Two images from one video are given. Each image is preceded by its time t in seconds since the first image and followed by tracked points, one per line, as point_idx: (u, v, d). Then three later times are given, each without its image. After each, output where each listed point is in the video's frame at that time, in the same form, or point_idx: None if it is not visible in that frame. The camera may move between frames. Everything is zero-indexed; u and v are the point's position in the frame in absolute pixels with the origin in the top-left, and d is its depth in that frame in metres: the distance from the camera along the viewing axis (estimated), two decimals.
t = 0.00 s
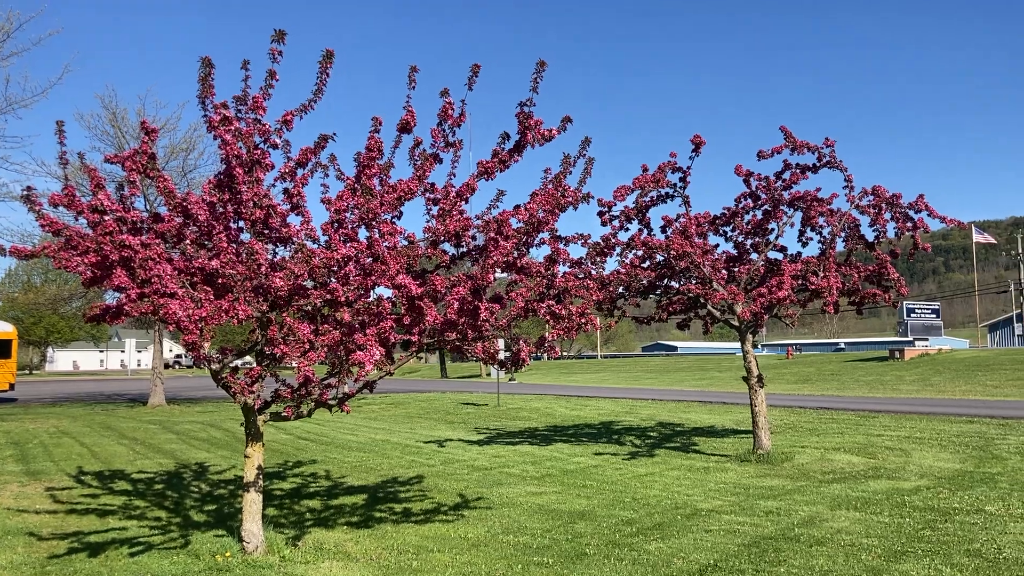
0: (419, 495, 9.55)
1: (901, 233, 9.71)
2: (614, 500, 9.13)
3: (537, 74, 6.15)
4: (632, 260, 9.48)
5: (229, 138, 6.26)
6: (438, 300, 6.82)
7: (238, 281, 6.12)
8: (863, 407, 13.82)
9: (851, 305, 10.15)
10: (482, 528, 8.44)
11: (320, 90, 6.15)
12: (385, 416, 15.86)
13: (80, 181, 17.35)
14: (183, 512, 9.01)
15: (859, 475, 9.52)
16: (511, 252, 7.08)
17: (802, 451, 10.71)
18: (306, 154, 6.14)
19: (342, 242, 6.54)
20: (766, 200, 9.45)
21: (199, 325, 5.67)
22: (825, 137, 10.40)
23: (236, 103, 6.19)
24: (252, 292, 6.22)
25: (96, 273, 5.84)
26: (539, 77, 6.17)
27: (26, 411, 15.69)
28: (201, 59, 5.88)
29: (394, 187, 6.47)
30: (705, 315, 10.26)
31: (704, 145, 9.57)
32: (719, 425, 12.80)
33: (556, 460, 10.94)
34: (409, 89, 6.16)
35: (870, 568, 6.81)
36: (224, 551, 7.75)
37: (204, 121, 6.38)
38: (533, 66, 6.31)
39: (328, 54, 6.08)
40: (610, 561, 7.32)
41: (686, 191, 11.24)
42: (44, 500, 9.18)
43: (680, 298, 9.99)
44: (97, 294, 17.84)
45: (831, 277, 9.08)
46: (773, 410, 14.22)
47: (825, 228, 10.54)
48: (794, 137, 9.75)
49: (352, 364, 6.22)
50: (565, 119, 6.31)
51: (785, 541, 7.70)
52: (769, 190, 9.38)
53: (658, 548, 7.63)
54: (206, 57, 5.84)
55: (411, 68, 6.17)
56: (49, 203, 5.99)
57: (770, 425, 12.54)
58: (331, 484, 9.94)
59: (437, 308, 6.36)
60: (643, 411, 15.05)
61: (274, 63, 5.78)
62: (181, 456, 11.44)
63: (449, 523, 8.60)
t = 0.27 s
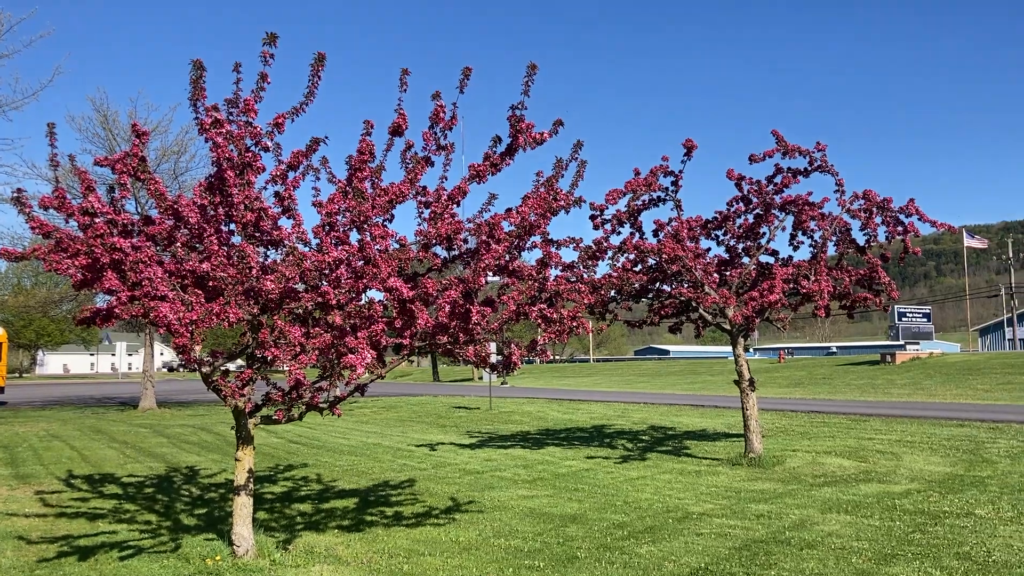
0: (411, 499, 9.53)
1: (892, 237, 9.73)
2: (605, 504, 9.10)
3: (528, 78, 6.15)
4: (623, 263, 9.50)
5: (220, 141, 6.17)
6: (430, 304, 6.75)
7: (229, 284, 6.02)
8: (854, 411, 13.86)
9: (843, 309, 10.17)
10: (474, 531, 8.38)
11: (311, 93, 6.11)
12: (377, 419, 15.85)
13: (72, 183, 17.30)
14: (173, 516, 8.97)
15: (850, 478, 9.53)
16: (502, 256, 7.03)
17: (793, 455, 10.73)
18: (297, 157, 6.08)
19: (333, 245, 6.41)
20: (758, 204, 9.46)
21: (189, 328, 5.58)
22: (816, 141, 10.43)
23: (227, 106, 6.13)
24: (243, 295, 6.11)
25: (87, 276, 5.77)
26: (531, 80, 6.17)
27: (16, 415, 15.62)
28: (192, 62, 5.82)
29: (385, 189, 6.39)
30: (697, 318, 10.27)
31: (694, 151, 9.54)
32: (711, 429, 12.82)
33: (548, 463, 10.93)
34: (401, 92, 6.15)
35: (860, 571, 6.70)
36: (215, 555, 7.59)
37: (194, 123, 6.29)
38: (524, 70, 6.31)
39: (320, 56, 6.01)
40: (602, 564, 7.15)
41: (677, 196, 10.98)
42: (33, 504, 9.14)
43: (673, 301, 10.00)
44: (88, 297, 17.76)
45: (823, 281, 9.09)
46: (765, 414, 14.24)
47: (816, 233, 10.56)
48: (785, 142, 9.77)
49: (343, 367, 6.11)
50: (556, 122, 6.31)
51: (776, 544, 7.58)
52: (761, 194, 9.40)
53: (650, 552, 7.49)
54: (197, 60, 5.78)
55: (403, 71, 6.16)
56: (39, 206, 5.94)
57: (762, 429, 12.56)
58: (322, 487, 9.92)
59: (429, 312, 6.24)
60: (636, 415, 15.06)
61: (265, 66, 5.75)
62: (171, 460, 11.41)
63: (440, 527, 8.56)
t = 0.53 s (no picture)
0: (405, 501, 9.53)
1: (885, 241, 9.77)
2: (599, 507, 9.11)
3: (523, 81, 6.17)
4: (618, 266, 9.51)
5: (214, 143, 6.13)
6: (425, 306, 6.73)
7: (224, 286, 6.01)
8: (847, 414, 13.91)
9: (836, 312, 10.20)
10: (468, 533, 8.36)
11: (307, 96, 6.11)
12: (371, 422, 15.85)
13: (65, 185, 17.28)
14: (167, 519, 8.95)
15: (843, 482, 9.56)
16: (497, 258, 7.01)
17: (786, 458, 10.75)
18: (292, 160, 6.08)
19: (328, 247, 6.39)
20: (752, 207, 9.49)
21: (183, 329, 5.54)
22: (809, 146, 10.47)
23: (223, 108, 6.14)
24: (238, 297, 6.08)
25: (81, 277, 5.76)
26: (526, 84, 6.19)
27: (8, 417, 15.57)
28: (187, 63, 5.83)
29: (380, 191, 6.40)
30: (691, 322, 10.29)
31: (688, 154, 9.56)
32: (705, 432, 12.85)
33: (542, 466, 10.95)
34: (396, 95, 6.16)
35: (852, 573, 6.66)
36: (209, 557, 7.56)
37: (189, 126, 6.27)
38: (519, 73, 6.33)
39: (315, 59, 6.02)
40: (595, 566, 7.11)
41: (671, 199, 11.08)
42: (26, 506, 9.12)
43: (666, 305, 10.02)
44: (81, 299, 17.72)
45: (816, 285, 9.12)
46: (758, 417, 14.27)
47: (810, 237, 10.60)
48: (779, 146, 9.81)
49: (337, 369, 6.11)
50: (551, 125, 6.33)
51: (769, 547, 7.55)
52: (754, 198, 9.43)
53: (643, 554, 7.47)
54: (192, 63, 5.78)
55: (398, 74, 6.18)
56: (32, 207, 5.93)
57: (756, 432, 12.59)
58: (316, 490, 9.92)
59: (423, 314, 6.25)
60: (629, 418, 15.08)
61: (261, 68, 5.75)
62: (164, 462, 11.39)
63: (434, 529, 8.55)
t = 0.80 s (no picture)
0: (399, 503, 9.53)
1: (880, 245, 9.80)
2: (594, 509, 9.11)
3: (519, 84, 6.18)
4: (613, 269, 9.52)
5: (210, 144, 6.11)
6: (421, 308, 6.69)
7: (219, 287, 5.98)
8: (842, 417, 13.92)
9: (831, 316, 10.22)
10: (462, 536, 8.35)
11: (303, 97, 6.11)
12: (366, 424, 15.84)
13: (60, 185, 17.25)
14: (161, 520, 8.94)
15: (838, 485, 9.57)
16: (492, 260, 6.98)
17: (781, 461, 10.77)
18: (288, 161, 6.08)
19: (324, 249, 6.38)
20: (748, 210, 9.51)
21: (178, 330, 5.54)
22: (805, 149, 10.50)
23: (219, 109, 6.12)
24: (233, 298, 6.05)
25: (76, 278, 5.74)
26: (522, 87, 6.20)
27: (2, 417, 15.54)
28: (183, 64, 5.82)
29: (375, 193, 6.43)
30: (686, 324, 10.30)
31: (685, 156, 9.58)
32: (700, 435, 12.86)
33: (536, 468, 10.95)
34: (392, 98, 6.17)
35: None
36: (203, 559, 7.54)
37: (185, 127, 6.26)
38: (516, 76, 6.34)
39: (311, 61, 6.02)
40: (589, 569, 7.11)
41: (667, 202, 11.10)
42: (19, 507, 9.09)
43: (662, 307, 10.03)
44: (76, 299, 17.66)
45: (811, 288, 9.12)
46: (753, 420, 14.29)
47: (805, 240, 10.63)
48: (775, 149, 9.82)
49: (332, 371, 6.11)
50: (547, 128, 6.34)
51: (763, 549, 7.56)
52: (750, 201, 9.45)
53: (637, 556, 7.47)
54: (189, 64, 5.77)
55: (394, 76, 6.18)
56: (27, 208, 5.90)
57: (750, 435, 12.61)
58: (310, 491, 9.91)
59: (419, 316, 6.23)
60: (624, 420, 15.09)
61: (257, 70, 5.75)
62: (159, 464, 11.38)
63: (429, 531, 8.54)
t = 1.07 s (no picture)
0: (394, 504, 9.53)
1: (875, 248, 9.82)
2: (588, 511, 9.11)
3: (515, 86, 6.18)
4: (609, 271, 9.54)
5: (206, 145, 6.09)
6: (416, 309, 6.68)
7: (215, 288, 5.96)
8: (837, 420, 13.95)
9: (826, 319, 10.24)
10: (457, 537, 8.34)
11: (300, 98, 6.11)
12: (361, 425, 15.83)
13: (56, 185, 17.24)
14: (155, 520, 8.92)
15: (832, 487, 9.58)
16: (488, 262, 6.97)
17: (776, 464, 10.78)
18: (285, 162, 6.08)
19: (320, 250, 6.37)
20: (743, 213, 9.53)
21: (173, 330, 5.53)
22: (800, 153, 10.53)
23: (215, 110, 6.12)
24: (229, 299, 6.05)
25: (71, 278, 5.72)
26: (518, 89, 6.21)
27: None
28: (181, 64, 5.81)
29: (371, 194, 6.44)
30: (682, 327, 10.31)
31: (681, 159, 9.59)
32: (695, 437, 12.88)
33: (531, 470, 10.95)
34: (389, 99, 6.17)
35: None
36: (197, 560, 7.53)
37: (182, 127, 6.24)
38: (512, 78, 6.34)
39: (310, 62, 6.02)
40: (584, 571, 7.11)
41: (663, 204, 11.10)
42: (13, 507, 9.07)
43: (657, 309, 10.05)
44: (71, 299, 17.62)
45: (806, 291, 9.13)
46: (748, 422, 14.30)
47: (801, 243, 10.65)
48: (771, 152, 9.84)
49: (328, 372, 6.12)
50: (543, 130, 6.35)
51: (758, 552, 7.56)
52: (745, 204, 9.47)
53: (632, 558, 7.48)
54: (186, 64, 5.77)
55: (391, 78, 6.19)
56: (23, 207, 5.88)
57: (745, 438, 12.63)
58: (305, 492, 9.90)
59: (415, 317, 6.23)
60: (620, 423, 15.10)
61: (254, 70, 5.74)
62: (154, 464, 11.36)
63: (423, 533, 8.53)
